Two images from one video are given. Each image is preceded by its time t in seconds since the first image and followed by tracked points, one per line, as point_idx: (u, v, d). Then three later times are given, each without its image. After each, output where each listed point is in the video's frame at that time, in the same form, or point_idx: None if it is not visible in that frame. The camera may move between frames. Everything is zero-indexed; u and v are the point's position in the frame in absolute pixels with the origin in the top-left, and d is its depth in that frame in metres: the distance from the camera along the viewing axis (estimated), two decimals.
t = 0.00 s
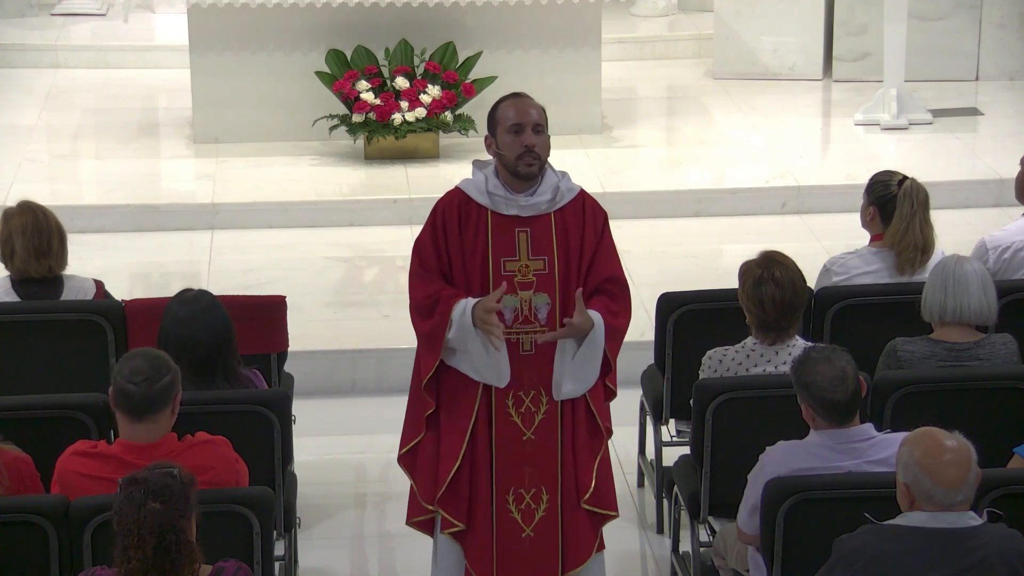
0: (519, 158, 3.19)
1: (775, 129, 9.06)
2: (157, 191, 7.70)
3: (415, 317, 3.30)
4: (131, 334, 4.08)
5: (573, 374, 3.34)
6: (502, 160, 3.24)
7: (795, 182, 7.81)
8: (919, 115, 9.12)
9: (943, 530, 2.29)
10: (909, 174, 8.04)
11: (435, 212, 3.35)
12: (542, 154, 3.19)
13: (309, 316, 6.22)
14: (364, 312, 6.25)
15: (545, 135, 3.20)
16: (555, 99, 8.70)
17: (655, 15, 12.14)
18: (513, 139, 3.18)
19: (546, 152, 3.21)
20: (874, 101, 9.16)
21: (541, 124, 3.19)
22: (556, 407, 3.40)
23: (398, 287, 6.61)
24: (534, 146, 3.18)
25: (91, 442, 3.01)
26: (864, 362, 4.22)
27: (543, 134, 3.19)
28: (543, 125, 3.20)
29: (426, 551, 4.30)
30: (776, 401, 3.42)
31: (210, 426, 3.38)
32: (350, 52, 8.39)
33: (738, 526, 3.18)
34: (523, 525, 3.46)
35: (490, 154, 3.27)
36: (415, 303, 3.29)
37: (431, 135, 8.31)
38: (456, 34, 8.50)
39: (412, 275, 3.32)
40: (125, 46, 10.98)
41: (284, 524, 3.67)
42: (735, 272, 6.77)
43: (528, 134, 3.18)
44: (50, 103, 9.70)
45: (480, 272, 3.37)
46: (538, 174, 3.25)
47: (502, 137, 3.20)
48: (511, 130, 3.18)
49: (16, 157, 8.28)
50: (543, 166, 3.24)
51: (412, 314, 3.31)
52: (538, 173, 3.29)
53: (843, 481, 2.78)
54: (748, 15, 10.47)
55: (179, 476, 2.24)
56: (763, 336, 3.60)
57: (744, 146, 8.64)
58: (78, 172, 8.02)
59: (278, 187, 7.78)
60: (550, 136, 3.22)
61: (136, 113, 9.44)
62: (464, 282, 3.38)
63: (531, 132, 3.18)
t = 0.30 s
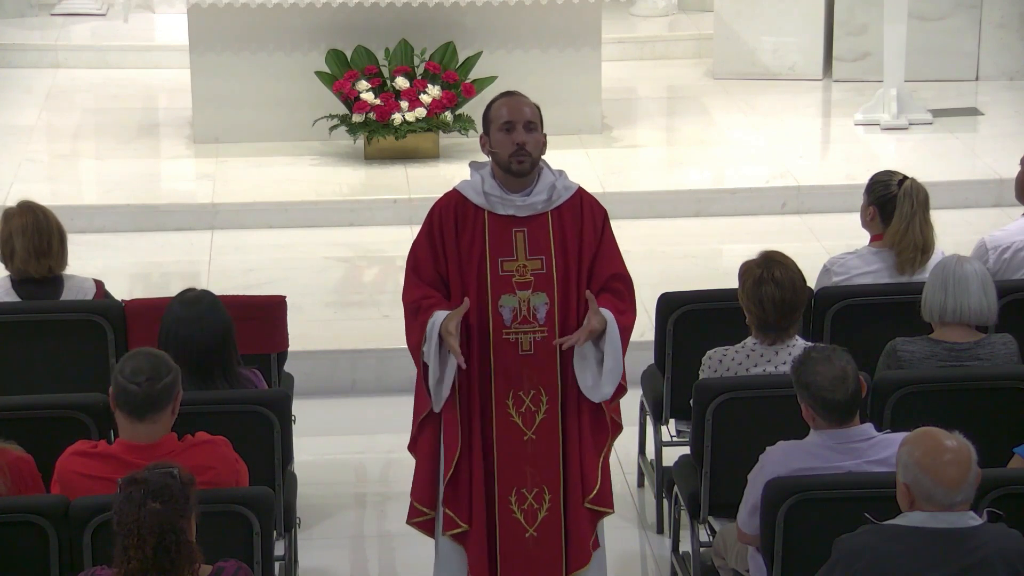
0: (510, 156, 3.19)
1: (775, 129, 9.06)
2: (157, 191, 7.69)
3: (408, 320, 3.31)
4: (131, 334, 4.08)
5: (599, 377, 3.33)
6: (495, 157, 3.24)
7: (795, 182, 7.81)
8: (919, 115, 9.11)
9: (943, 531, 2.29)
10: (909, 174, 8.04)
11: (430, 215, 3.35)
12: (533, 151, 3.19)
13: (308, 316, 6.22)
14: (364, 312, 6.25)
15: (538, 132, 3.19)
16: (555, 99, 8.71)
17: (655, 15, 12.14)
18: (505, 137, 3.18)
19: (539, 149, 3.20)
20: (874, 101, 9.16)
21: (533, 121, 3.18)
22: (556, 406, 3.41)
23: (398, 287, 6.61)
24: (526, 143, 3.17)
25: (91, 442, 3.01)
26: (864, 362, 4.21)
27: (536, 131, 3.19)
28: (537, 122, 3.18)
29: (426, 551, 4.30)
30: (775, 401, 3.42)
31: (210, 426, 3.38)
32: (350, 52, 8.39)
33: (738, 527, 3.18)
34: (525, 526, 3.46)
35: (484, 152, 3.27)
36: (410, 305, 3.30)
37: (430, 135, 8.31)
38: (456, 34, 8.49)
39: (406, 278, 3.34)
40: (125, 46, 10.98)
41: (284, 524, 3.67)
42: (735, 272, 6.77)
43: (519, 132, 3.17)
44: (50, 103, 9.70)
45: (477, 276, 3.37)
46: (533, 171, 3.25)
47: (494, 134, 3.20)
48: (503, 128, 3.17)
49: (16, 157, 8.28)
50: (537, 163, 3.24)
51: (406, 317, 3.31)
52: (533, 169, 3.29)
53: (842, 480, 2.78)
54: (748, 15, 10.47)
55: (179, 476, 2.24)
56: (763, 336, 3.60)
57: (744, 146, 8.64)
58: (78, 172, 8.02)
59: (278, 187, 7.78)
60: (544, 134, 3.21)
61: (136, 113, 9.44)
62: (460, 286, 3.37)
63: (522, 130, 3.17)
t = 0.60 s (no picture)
0: (506, 158, 3.19)
1: (775, 128, 9.06)
2: (157, 191, 7.69)
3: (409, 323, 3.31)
4: (131, 333, 4.08)
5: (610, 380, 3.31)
6: (492, 158, 3.24)
7: (795, 182, 7.81)
8: (919, 115, 9.11)
9: (943, 531, 2.29)
10: (909, 174, 8.04)
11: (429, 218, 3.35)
12: (529, 154, 3.18)
13: (308, 316, 6.22)
14: (364, 312, 6.25)
15: (535, 134, 3.18)
16: (555, 99, 8.71)
17: (655, 15, 12.14)
18: (501, 139, 3.17)
19: (535, 151, 3.20)
20: (874, 101, 9.16)
21: (530, 124, 3.17)
22: (556, 409, 3.40)
23: (397, 287, 6.61)
24: (522, 146, 3.17)
25: (91, 442, 3.01)
26: (864, 362, 4.21)
27: (533, 133, 3.18)
28: (534, 124, 3.17)
29: (426, 551, 4.30)
30: (775, 401, 3.42)
31: (209, 427, 3.38)
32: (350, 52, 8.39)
33: (738, 527, 3.18)
34: (526, 528, 3.46)
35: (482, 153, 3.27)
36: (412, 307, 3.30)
37: (430, 135, 8.31)
38: (456, 34, 8.49)
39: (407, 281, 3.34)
40: (125, 46, 10.98)
41: (284, 524, 3.67)
42: (735, 272, 6.77)
43: (515, 134, 3.16)
44: (50, 103, 9.70)
45: (475, 280, 3.37)
46: (530, 172, 3.24)
47: (491, 136, 3.19)
48: (499, 131, 3.17)
49: (16, 157, 8.28)
50: (534, 165, 3.23)
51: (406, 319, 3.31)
52: (531, 171, 3.28)
53: (842, 480, 2.78)
54: (748, 15, 10.47)
55: (179, 476, 2.24)
56: (762, 336, 3.60)
57: (744, 146, 8.64)
58: (78, 172, 8.02)
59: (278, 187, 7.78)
60: (541, 135, 3.21)
61: (136, 113, 9.44)
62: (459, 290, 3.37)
63: (518, 133, 3.16)
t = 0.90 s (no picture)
0: (505, 160, 3.19)
1: (775, 128, 9.06)
2: (157, 191, 7.69)
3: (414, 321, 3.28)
4: (131, 334, 4.09)
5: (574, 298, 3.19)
6: (493, 160, 3.24)
7: (795, 182, 7.81)
8: (919, 115, 9.11)
9: (943, 530, 2.29)
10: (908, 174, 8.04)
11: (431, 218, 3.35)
12: (529, 158, 3.18)
13: (308, 316, 6.22)
14: (364, 312, 6.26)
15: (535, 137, 3.17)
16: (555, 99, 8.71)
17: (655, 15, 12.14)
18: (502, 141, 3.17)
19: (535, 155, 3.19)
20: (874, 101, 9.16)
21: (531, 127, 3.16)
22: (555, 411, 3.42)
23: (397, 287, 6.61)
24: (522, 149, 3.16)
25: (92, 442, 3.01)
26: (864, 362, 4.21)
27: (533, 136, 3.17)
28: (535, 128, 3.17)
29: (426, 551, 4.30)
30: (775, 401, 3.42)
31: (210, 426, 3.38)
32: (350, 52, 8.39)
33: (738, 527, 3.18)
34: (524, 529, 3.47)
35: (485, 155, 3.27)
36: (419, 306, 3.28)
37: (431, 135, 8.31)
38: (456, 34, 8.49)
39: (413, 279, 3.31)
40: (125, 46, 10.98)
41: (284, 524, 3.67)
42: (735, 272, 6.77)
43: (515, 137, 3.16)
44: (50, 103, 9.70)
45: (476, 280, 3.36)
46: (530, 174, 3.24)
47: (493, 138, 3.19)
48: (499, 133, 3.16)
49: (17, 157, 8.27)
50: (535, 167, 3.23)
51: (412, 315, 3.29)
52: (533, 173, 3.28)
53: (842, 480, 2.78)
54: (748, 15, 10.47)
55: (179, 476, 2.24)
56: (763, 336, 3.60)
57: (744, 146, 8.64)
58: (78, 172, 8.02)
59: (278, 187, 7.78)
60: (541, 139, 3.20)
61: (136, 113, 9.44)
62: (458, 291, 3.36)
63: (518, 135, 3.16)
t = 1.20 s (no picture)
0: (499, 160, 3.20)
1: (775, 128, 9.06)
2: (157, 191, 7.69)
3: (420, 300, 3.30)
4: (131, 334, 4.09)
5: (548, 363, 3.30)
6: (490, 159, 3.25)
7: (795, 182, 7.81)
8: (919, 115, 9.11)
9: (944, 531, 2.29)
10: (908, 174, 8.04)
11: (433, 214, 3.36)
12: (523, 158, 3.18)
13: (308, 316, 6.22)
14: (364, 311, 6.26)
15: (531, 138, 3.18)
16: (555, 99, 8.71)
17: (655, 15, 12.14)
18: (497, 142, 3.18)
19: (531, 156, 3.20)
20: (874, 101, 9.16)
21: (526, 129, 3.17)
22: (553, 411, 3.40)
23: (397, 287, 6.61)
24: (515, 150, 3.17)
25: (91, 442, 3.01)
26: (864, 362, 4.21)
27: (529, 137, 3.18)
28: (530, 129, 3.17)
29: (426, 551, 4.30)
30: (775, 401, 3.42)
31: (210, 427, 3.38)
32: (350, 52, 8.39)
33: (738, 527, 3.18)
34: (520, 529, 3.44)
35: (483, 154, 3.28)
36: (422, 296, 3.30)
37: (431, 135, 8.31)
38: (456, 34, 8.49)
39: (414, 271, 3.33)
40: (125, 46, 10.98)
41: (284, 524, 3.67)
42: (735, 272, 6.77)
43: (509, 138, 3.17)
44: (50, 102, 9.69)
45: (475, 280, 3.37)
46: (528, 175, 3.25)
47: (489, 138, 3.20)
48: (494, 133, 3.17)
49: (17, 158, 8.27)
50: (532, 168, 3.23)
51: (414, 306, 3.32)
52: (532, 172, 3.29)
53: (843, 479, 2.78)
54: (748, 15, 10.47)
55: (179, 476, 2.24)
56: (763, 336, 3.60)
57: (744, 146, 8.64)
58: (78, 172, 8.02)
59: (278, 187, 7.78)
60: (538, 139, 3.20)
61: (136, 113, 9.44)
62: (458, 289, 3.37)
63: (512, 137, 3.16)
